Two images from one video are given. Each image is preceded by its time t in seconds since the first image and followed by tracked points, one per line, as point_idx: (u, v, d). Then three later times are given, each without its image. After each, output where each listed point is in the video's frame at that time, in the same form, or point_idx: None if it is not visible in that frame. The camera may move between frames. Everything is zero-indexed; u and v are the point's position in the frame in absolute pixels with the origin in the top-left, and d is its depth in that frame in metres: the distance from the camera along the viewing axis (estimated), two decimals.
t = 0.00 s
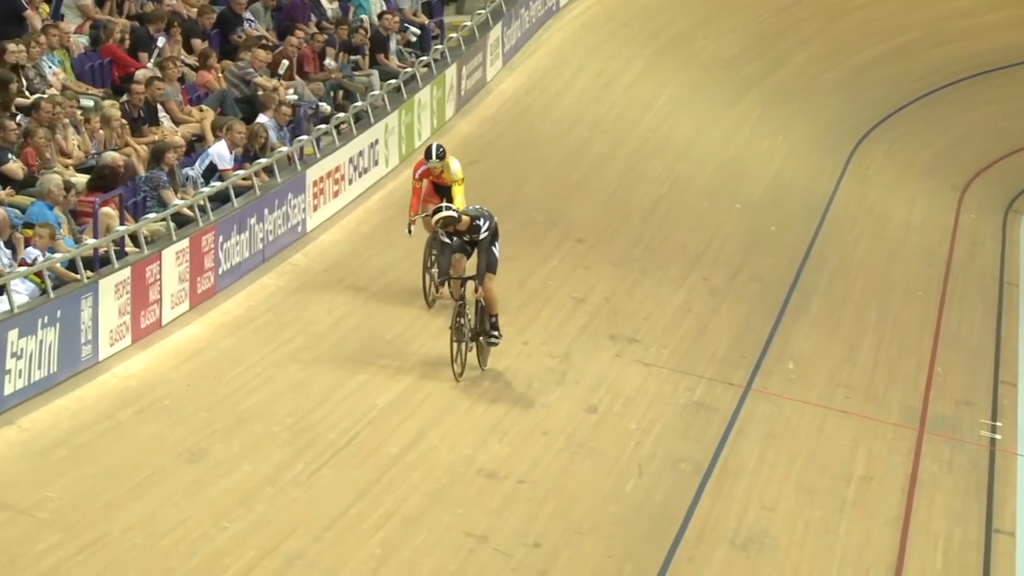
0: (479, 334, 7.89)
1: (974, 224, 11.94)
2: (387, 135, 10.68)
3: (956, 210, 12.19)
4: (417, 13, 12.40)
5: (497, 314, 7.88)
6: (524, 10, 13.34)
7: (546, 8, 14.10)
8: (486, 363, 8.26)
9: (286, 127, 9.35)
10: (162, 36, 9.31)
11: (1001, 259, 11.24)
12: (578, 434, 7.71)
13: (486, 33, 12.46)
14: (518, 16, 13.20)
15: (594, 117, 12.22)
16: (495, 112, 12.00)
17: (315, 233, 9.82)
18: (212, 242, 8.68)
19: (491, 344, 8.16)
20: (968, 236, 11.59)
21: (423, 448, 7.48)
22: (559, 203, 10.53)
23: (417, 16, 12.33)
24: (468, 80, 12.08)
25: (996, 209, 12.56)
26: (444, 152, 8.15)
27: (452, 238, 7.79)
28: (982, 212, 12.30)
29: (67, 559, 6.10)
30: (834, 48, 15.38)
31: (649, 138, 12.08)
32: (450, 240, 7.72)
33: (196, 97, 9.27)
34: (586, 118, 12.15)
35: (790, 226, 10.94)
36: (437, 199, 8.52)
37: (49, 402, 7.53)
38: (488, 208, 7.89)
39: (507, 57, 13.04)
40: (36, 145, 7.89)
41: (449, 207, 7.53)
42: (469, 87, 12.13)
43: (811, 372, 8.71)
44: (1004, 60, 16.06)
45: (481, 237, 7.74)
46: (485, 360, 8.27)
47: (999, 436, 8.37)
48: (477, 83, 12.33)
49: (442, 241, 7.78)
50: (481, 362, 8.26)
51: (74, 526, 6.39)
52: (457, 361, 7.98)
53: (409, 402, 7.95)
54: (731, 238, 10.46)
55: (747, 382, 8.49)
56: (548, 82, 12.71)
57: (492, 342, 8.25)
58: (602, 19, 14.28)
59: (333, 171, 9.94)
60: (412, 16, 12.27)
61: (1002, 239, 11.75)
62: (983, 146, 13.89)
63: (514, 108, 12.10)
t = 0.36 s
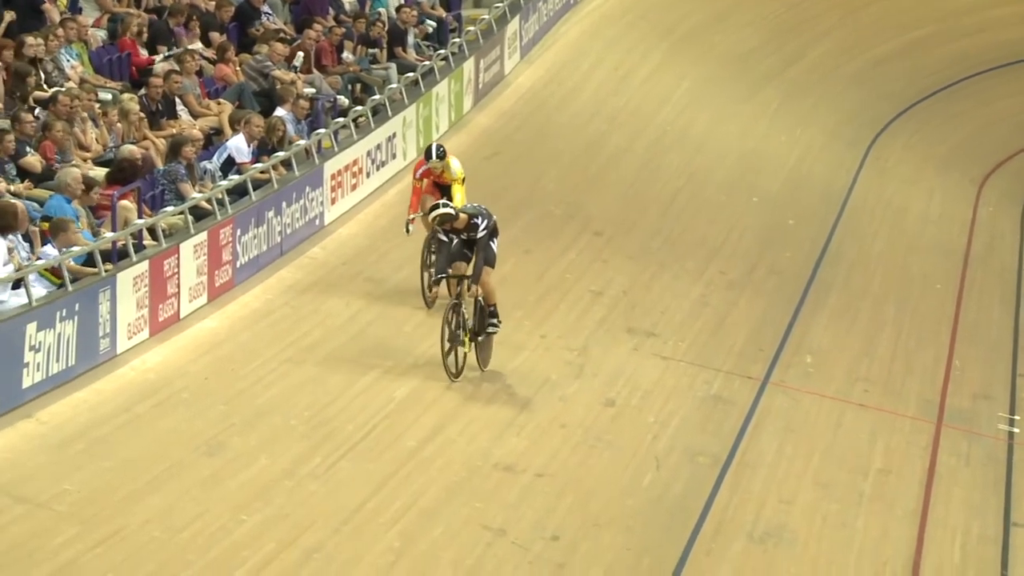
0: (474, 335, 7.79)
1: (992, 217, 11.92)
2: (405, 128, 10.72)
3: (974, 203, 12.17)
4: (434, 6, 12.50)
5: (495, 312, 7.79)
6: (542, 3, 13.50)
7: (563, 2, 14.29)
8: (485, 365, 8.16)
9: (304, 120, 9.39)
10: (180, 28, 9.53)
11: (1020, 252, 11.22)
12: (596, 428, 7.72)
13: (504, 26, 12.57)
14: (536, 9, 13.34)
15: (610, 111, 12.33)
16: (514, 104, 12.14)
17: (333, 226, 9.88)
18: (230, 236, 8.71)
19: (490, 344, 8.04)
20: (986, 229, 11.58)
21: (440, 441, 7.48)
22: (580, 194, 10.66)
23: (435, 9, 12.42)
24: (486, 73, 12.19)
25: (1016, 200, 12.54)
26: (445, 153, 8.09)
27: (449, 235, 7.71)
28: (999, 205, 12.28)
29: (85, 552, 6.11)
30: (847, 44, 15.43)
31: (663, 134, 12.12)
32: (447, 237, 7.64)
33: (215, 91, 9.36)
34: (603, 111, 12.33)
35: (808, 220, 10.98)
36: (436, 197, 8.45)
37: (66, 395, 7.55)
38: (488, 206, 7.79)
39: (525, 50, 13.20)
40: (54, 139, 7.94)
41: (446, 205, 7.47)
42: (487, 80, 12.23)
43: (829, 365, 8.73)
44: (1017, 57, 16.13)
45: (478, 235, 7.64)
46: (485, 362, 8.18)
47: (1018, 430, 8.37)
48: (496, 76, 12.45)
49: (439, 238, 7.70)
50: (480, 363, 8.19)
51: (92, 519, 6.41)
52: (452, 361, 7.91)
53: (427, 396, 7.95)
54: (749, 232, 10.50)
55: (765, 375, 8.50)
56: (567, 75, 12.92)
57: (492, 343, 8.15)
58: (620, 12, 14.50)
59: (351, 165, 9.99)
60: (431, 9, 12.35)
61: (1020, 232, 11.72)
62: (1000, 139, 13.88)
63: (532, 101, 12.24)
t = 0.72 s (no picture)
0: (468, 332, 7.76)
1: (1009, 210, 11.89)
2: (421, 120, 10.73)
3: (990, 196, 12.15)
4: None
5: (488, 303, 7.80)
6: None
7: None
8: (481, 363, 8.12)
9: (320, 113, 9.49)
10: (197, 22, 9.60)
11: None
12: (611, 421, 7.73)
13: (520, 19, 12.64)
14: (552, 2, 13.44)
15: (625, 105, 12.43)
16: (530, 97, 12.25)
17: (349, 219, 9.93)
18: (246, 228, 8.74)
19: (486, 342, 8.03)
20: (1002, 222, 11.56)
21: (456, 434, 7.49)
22: (596, 187, 10.74)
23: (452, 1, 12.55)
24: (502, 66, 12.29)
25: None
26: (444, 150, 7.91)
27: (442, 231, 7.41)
28: (1016, 197, 12.25)
29: (101, 544, 6.11)
30: (858, 41, 15.46)
31: (676, 130, 12.14)
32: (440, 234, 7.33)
33: (231, 83, 9.48)
34: (619, 103, 12.44)
35: (824, 213, 11.01)
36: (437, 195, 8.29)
37: (83, 388, 7.59)
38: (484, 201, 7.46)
39: (541, 42, 13.33)
40: (70, 131, 7.98)
41: (441, 200, 7.15)
42: (502, 73, 12.34)
43: (845, 358, 8.73)
44: None
45: (472, 233, 7.32)
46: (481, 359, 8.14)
47: None
48: (512, 69, 12.57)
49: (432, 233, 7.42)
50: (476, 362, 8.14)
51: (108, 511, 6.41)
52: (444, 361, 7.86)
53: (444, 388, 7.96)
54: (764, 225, 10.53)
55: (781, 368, 8.51)
56: (582, 67, 13.05)
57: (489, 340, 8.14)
58: (636, 6, 14.66)
59: (366, 158, 10.03)
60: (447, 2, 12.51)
61: None
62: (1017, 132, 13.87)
63: (548, 94, 12.34)
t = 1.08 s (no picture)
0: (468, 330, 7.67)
1: None
2: (443, 113, 10.77)
3: (1012, 189, 12.13)
4: None
5: (487, 297, 7.76)
6: None
7: None
8: (483, 363, 8.03)
9: (341, 105, 9.55)
10: (218, 14, 9.79)
11: None
12: (633, 414, 7.72)
13: (541, 12, 12.75)
14: None
15: (647, 97, 12.50)
16: (551, 89, 12.35)
17: (370, 212, 9.96)
18: (267, 221, 8.77)
19: (489, 341, 7.95)
20: None
21: (477, 426, 7.49)
22: (616, 179, 10.77)
23: None
24: (523, 58, 12.38)
25: None
26: (452, 145, 7.53)
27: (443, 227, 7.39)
28: None
29: (124, 535, 6.12)
30: (874, 36, 15.46)
31: (693, 124, 12.15)
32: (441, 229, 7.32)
33: (252, 75, 9.60)
34: (640, 96, 12.50)
35: (846, 206, 11.03)
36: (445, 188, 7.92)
37: (105, 380, 7.61)
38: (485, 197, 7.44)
39: (562, 35, 13.45)
40: (92, 123, 8.02)
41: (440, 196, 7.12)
42: (524, 66, 12.43)
43: (867, 351, 8.74)
44: None
45: (473, 229, 7.30)
46: (484, 359, 8.05)
47: None
48: (533, 61, 12.66)
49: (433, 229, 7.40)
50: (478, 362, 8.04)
51: (130, 503, 6.42)
52: (443, 359, 7.78)
53: (466, 381, 7.97)
54: (785, 218, 10.56)
55: (802, 360, 8.51)
56: (603, 60, 13.14)
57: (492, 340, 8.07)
58: None
59: (388, 150, 10.05)
60: None
61: None
62: None
63: (569, 86, 12.42)
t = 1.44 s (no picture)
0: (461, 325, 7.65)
1: None
2: (461, 106, 10.78)
3: None
4: None
5: (483, 295, 7.70)
6: None
7: None
8: (482, 360, 8.00)
9: (359, 99, 9.59)
10: (236, 7, 9.95)
11: None
12: (650, 408, 7.72)
13: (560, 5, 12.85)
14: None
15: (665, 91, 12.58)
16: (570, 82, 12.44)
17: (388, 205, 9.99)
18: (286, 214, 8.79)
19: (486, 341, 7.90)
20: None
21: (495, 420, 7.49)
22: (635, 172, 10.81)
23: None
24: (542, 52, 12.48)
25: None
26: (459, 142, 7.29)
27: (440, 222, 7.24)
28: None
29: (143, 529, 6.13)
30: (891, 31, 15.44)
31: (710, 119, 12.17)
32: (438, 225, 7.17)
33: (270, 68, 9.71)
34: (659, 89, 12.59)
35: (866, 199, 11.05)
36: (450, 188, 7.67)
37: (124, 373, 7.62)
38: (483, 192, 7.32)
39: (581, 29, 13.57)
40: (111, 117, 8.09)
41: (439, 189, 6.98)
42: (542, 59, 12.53)
43: (886, 344, 8.74)
44: None
45: (471, 224, 7.18)
46: (481, 358, 8.01)
47: None
48: (551, 54, 12.75)
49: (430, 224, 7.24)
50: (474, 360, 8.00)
51: (149, 496, 6.42)
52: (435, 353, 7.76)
53: (483, 374, 7.97)
54: (804, 211, 10.58)
55: (821, 354, 8.51)
56: (622, 53, 13.28)
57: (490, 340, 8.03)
58: None
59: (406, 144, 10.07)
60: None
61: None
62: None
63: (588, 80, 12.51)
